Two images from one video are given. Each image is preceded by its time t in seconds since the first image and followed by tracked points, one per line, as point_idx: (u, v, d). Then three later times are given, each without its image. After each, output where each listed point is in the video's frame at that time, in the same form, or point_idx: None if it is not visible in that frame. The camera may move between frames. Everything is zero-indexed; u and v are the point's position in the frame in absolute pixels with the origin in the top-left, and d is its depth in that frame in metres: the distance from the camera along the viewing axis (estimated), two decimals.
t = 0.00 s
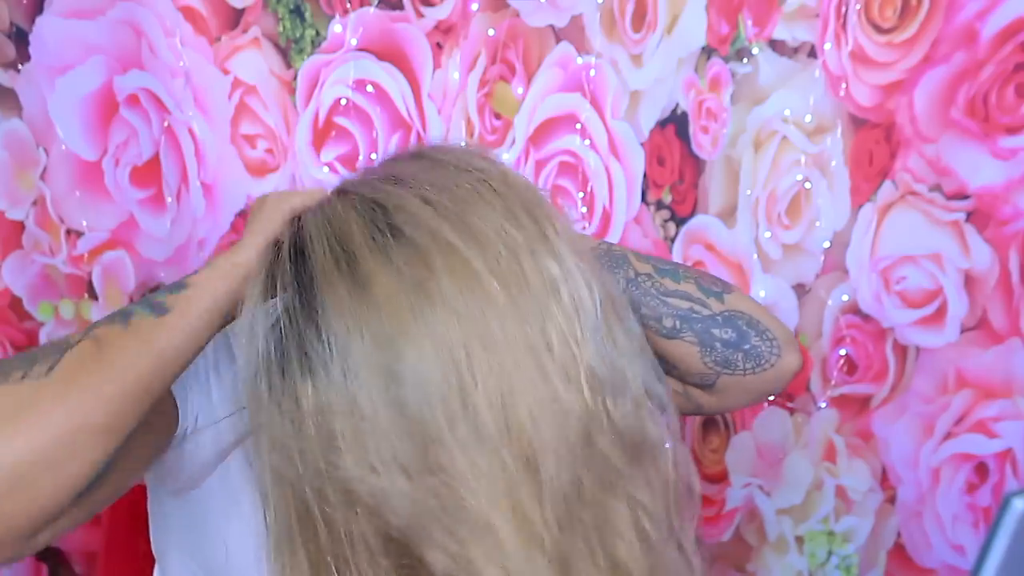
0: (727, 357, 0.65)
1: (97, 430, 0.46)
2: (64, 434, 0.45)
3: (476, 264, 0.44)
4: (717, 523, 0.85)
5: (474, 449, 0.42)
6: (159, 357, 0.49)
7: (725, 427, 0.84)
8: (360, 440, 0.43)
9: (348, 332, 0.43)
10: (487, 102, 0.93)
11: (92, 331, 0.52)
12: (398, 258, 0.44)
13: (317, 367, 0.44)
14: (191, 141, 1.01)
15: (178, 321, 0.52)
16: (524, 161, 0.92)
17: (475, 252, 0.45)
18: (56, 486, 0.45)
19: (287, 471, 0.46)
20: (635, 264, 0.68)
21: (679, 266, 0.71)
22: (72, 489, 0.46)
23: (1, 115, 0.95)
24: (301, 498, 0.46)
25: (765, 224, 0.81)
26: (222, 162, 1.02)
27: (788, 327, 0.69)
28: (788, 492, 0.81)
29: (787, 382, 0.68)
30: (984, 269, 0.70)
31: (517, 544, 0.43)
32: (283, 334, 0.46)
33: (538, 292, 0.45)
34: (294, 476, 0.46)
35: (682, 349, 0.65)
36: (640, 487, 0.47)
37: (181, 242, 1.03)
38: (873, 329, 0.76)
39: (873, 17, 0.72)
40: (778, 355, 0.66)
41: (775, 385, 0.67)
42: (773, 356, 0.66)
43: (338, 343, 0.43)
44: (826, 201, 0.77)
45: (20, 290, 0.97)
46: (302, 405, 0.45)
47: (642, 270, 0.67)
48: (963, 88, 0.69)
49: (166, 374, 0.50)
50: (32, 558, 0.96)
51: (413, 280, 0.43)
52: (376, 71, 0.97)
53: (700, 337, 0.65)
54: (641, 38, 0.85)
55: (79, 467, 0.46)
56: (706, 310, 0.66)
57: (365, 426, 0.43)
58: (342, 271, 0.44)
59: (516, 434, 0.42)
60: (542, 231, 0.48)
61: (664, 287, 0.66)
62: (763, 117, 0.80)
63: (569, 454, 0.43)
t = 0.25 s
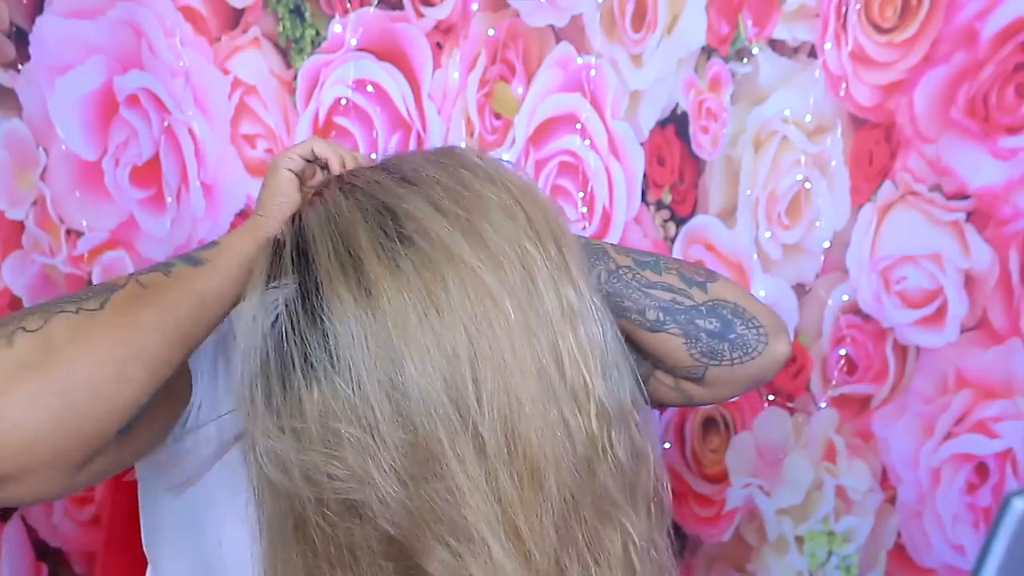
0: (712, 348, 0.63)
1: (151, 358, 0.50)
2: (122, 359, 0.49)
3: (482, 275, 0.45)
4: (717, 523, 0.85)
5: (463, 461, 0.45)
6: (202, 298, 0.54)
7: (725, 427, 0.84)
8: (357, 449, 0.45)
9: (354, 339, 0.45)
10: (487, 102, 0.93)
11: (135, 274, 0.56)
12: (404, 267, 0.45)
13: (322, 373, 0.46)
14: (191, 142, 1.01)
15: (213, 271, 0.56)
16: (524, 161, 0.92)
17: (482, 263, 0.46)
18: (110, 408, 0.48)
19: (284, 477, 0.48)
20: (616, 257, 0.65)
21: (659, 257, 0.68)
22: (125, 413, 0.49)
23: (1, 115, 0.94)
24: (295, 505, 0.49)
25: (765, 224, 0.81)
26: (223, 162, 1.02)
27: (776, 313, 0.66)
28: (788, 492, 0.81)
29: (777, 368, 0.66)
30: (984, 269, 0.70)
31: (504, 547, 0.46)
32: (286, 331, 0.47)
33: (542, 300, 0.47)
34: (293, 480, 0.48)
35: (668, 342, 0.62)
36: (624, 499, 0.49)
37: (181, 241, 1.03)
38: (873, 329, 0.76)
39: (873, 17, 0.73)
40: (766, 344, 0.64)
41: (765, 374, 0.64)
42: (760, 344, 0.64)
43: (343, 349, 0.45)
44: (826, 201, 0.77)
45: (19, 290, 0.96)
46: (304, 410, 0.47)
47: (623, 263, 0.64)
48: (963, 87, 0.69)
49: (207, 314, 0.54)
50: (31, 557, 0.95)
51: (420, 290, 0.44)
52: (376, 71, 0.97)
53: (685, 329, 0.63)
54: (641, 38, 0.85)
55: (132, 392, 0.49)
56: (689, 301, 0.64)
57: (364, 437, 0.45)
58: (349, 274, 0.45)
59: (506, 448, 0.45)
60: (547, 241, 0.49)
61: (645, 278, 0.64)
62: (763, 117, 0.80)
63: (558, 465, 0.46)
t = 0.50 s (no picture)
0: (710, 347, 0.63)
1: (154, 410, 0.48)
2: (124, 412, 0.46)
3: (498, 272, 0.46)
4: (717, 523, 0.85)
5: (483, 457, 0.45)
6: (196, 338, 0.52)
7: (725, 427, 0.84)
8: (376, 447, 0.45)
9: (373, 336, 0.45)
10: (487, 102, 0.93)
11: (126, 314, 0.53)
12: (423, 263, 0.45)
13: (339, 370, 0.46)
14: (191, 141, 1.01)
15: (212, 304, 0.54)
16: (524, 161, 0.92)
17: (498, 260, 0.46)
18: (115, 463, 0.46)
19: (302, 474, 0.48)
20: (610, 258, 0.65)
21: (655, 256, 0.69)
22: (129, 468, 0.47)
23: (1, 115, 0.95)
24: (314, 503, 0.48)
25: (765, 224, 0.81)
26: (223, 162, 1.01)
27: (775, 313, 0.66)
28: (788, 492, 0.81)
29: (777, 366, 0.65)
30: (984, 269, 0.70)
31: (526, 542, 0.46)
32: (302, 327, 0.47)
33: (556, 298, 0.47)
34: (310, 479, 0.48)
35: (663, 341, 0.62)
36: (640, 491, 0.50)
37: (181, 241, 1.02)
38: (873, 329, 0.76)
39: (873, 17, 0.73)
40: (763, 343, 0.64)
41: (764, 372, 0.64)
42: (758, 343, 0.64)
43: (362, 345, 0.45)
44: (826, 201, 0.77)
45: (19, 290, 0.98)
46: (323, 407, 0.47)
47: (618, 263, 0.65)
48: (963, 88, 0.69)
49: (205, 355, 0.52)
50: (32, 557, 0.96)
51: (438, 287, 0.45)
52: (376, 71, 0.97)
53: (681, 329, 0.63)
54: (641, 38, 0.85)
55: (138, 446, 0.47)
56: (685, 300, 0.64)
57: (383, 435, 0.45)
58: (367, 270, 0.45)
59: (525, 444, 0.45)
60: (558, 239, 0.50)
61: (640, 278, 0.64)
62: (763, 117, 0.80)
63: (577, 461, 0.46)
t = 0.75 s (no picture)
0: (720, 360, 0.63)
1: (180, 393, 0.52)
2: (150, 399, 0.51)
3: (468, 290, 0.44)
4: (718, 523, 0.86)
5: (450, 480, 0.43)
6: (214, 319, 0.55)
7: (725, 427, 0.84)
8: (341, 468, 0.44)
9: (337, 357, 0.43)
10: (487, 102, 0.93)
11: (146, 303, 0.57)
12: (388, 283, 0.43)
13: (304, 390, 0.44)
14: (191, 142, 1.01)
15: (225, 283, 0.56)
16: (524, 161, 0.92)
17: (469, 277, 0.45)
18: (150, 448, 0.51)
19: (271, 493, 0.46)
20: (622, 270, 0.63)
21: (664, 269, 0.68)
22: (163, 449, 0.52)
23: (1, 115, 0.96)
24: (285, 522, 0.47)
25: (765, 224, 0.81)
26: (223, 162, 1.01)
27: (780, 324, 0.67)
28: (788, 492, 0.81)
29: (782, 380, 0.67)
30: (984, 269, 0.69)
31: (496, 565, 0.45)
32: (271, 342, 0.45)
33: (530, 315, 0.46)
34: (279, 498, 0.46)
35: (674, 354, 0.62)
36: (621, 503, 0.49)
37: (181, 242, 1.02)
38: (873, 329, 0.76)
39: (873, 17, 0.72)
40: (773, 354, 0.65)
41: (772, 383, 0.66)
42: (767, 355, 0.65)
43: (326, 366, 0.43)
44: (826, 201, 0.77)
45: (20, 290, 0.99)
46: (288, 430, 0.45)
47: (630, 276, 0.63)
48: (963, 87, 0.68)
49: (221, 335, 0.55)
50: (32, 558, 0.97)
51: (401, 309, 0.43)
52: (376, 71, 0.97)
53: (691, 342, 0.63)
54: (641, 38, 0.85)
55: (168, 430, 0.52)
56: (696, 313, 0.64)
57: (349, 456, 0.43)
58: (332, 288, 0.44)
59: (495, 466, 0.44)
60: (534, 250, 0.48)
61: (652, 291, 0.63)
62: (763, 117, 0.80)
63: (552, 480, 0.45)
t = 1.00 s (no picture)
0: (709, 398, 0.62)
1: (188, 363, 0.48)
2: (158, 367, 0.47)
3: (424, 280, 0.43)
4: (718, 523, 0.85)
5: (389, 466, 0.43)
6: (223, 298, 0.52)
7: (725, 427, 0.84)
8: (290, 447, 0.44)
9: (290, 335, 0.44)
10: (487, 102, 0.93)
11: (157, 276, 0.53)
12: (344, 268, 0.43)
13: (259, 366, 0.45)
14: (191, 142, 1.01)
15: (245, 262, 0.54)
16: (524, 161, 0.92)
17: (431, 267, 0.44)
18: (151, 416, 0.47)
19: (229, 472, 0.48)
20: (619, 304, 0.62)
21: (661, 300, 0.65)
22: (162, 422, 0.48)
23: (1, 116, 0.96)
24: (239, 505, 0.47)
25: (765, 224, 0.81)
26: (223, 163, 1.02)
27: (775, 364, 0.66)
28: (788, 492, 0.82)
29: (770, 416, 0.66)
30: (984, 269, 0.69)
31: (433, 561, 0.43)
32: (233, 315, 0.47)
33: (496, 309, 0.45)
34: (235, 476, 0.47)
35: (665, 389, 0.62)
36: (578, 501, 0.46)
37: (181, 241, 1.03)
38: (873, 329, 0.76)
39: (873, 17, 0.72)
40: (761, 395, 0.64)
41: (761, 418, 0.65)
42: (755, 396, 0.64)
43: (279, 343, 0.44)
44: (826, 201, 0.77)
45: (19, 290, 0.99)
46: (243, 402, 0.46)
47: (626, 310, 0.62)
48: (963, 88, 0.68)
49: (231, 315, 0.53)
50: (31, 557, 0.97)
51: (361, 292, 0.43)
52: (376, 71, 0.97)
53: (682, 379, 0.62)
54: (641, 38, 0.85)
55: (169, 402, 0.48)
56: (689, 352, 0.62)
57: (296, 434, 0.44)
58: (290, 267, 0.44)
59: (436, 456, 0.43)
60: (508, 247, 0.47)
61: (648, 326, 0.62)
62: (763, 117, 0.80)
63: (496, 474, 0.43)
